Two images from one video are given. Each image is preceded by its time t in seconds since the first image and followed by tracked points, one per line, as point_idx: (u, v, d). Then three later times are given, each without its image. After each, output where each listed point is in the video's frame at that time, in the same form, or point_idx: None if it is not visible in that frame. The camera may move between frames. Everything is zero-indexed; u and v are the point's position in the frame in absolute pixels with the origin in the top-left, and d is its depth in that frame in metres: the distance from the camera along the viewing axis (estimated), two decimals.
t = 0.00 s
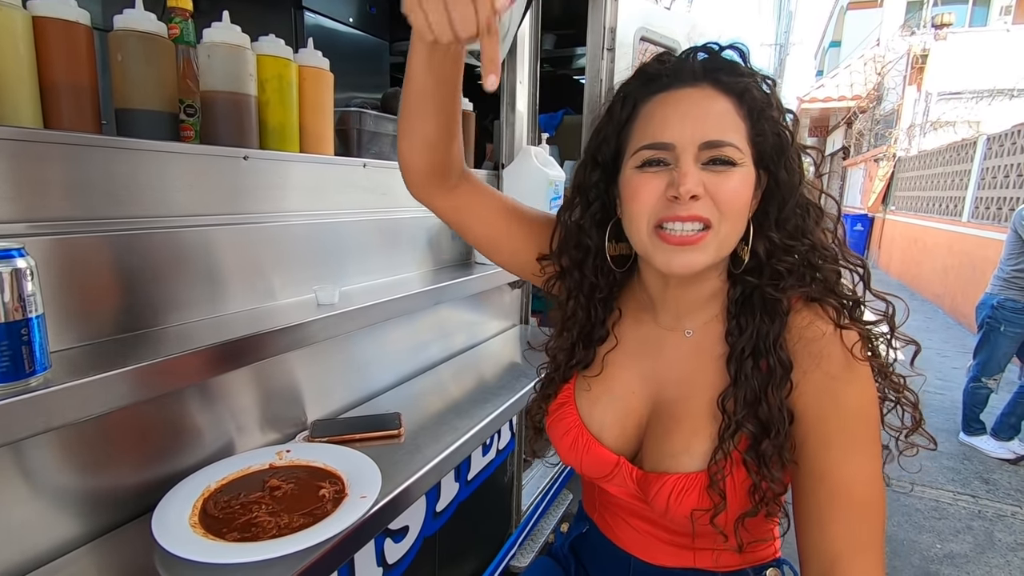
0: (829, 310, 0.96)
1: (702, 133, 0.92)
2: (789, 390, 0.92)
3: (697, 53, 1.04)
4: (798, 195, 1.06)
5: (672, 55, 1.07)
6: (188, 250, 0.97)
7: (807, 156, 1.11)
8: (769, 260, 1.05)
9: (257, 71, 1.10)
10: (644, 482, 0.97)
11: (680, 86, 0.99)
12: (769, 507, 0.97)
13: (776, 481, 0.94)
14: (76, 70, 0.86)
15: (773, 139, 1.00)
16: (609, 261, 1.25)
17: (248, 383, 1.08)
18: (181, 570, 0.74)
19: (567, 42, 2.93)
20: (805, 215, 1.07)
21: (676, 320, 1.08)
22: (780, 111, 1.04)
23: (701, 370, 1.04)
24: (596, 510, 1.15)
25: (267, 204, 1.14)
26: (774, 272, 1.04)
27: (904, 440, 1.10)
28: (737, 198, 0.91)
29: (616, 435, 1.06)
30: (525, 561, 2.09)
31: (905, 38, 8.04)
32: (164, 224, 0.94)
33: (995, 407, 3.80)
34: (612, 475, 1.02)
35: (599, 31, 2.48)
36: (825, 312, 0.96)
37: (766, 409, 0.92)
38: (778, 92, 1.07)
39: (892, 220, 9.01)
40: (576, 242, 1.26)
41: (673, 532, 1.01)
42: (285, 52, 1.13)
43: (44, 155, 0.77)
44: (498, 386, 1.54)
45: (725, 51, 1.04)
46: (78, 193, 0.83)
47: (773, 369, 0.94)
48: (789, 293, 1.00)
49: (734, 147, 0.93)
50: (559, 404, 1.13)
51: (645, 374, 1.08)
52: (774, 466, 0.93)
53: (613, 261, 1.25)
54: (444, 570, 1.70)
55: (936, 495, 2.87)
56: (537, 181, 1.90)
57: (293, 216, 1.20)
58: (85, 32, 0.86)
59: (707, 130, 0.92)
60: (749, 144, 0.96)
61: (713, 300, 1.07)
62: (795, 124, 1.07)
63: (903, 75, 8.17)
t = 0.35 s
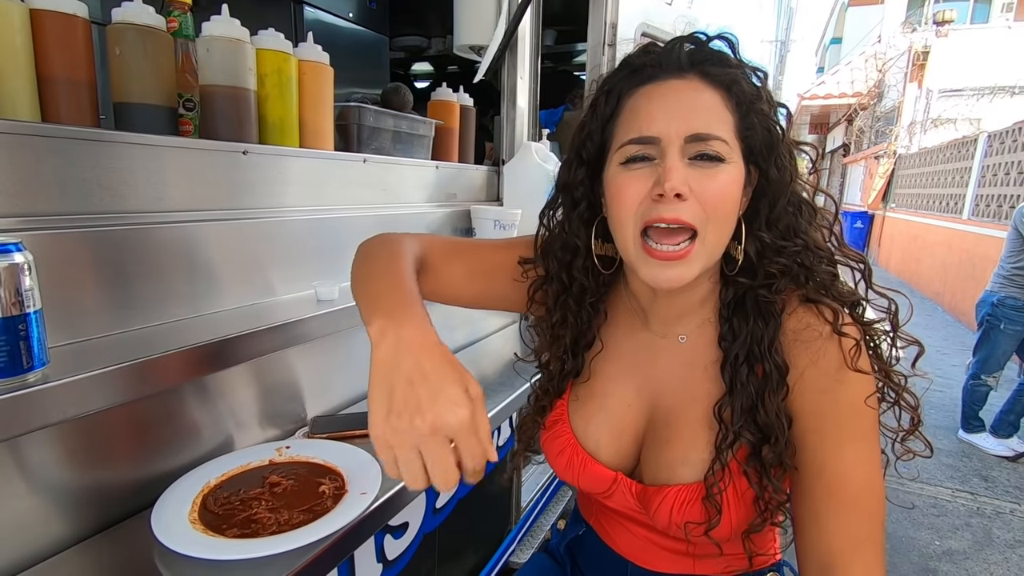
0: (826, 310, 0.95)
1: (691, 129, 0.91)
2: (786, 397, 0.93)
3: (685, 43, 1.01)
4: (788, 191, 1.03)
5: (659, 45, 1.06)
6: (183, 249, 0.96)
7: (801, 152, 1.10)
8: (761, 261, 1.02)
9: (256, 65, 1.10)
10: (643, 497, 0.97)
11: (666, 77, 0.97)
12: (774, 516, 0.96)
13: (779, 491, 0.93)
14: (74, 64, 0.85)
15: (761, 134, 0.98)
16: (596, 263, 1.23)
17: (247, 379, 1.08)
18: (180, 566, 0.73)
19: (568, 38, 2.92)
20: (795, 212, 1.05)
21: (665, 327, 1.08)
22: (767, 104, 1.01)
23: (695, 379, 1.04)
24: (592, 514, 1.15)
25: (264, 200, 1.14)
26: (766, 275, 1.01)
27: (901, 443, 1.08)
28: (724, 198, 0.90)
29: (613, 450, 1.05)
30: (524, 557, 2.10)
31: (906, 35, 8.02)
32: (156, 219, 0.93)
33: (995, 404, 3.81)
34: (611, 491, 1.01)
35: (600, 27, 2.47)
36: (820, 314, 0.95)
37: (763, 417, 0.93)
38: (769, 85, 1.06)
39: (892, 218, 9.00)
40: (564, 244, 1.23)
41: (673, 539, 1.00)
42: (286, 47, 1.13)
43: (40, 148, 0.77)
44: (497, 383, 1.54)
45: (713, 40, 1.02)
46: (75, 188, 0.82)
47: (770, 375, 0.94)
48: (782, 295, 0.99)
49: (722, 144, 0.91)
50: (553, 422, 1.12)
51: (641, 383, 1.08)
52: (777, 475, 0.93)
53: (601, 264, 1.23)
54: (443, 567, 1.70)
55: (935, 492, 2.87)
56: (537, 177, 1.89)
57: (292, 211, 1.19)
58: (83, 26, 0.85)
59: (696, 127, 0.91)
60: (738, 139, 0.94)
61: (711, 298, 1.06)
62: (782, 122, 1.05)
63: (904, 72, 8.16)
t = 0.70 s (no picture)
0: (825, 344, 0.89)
1: (639, 149, 0.88)
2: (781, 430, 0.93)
3: (651, 48, 0.99)
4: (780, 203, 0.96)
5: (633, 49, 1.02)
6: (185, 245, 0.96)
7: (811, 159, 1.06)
8: (752, 285, 0.98)
9: (259, 62, 1.09)
10: (641, 494, 0.97)
11: (635, 90, 0.93)
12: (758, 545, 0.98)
13: (763, 526, 0.94)
14: (78, 60, 0.85)
15: (738, 144, 0.90)
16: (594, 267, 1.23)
17: (251, 376, 1.08)
18: (184, 562, 0.73)
19: (572, 34, 2.92)
20: (793, 232, 0.98)
21: (665, 330, 1.08)
22: (751, 114, 0.94)
23: (694, 382, 1.03)
24: (598, 508, 1.15)
25: (267, 197, 1.13)
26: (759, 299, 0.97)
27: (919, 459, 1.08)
28: (679, 214, 0.85)
29: (614, 445, 1.05)
30: (527, 554, 2.11)
31: (912, 32, 7.97)
32: (157, 216, 0.93)
33: (999, 403, 3.79)
34: (611, 485, 1.01)
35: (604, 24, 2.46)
36: (817, 346, 0.90)
37: (755, 448, 0.93)
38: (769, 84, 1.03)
39: (896, 215, 8.96)
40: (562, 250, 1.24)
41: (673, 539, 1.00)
42: (289, 42, 1.12)
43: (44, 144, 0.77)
44: (501, 380, 1.54)
45: (686, 42, 0.98)
46: (79, 183, 0.82)
47: (764, 408, 0.93)
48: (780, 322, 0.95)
49: (675, 159, 0.86)
50: (556, 413, 1.12)
51: (642, 382, 1.08)
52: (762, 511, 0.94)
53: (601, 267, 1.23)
54: (446, 563, 1.71)
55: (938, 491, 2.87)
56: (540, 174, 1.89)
57: (295, 209, 1.19)
58: (86, 21, 0.85)
59: (645, 146, 0.87)
60: (705, 151, 0.88)
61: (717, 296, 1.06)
62: (774, 128, 0.96)
63: (909, 69, 8.11)
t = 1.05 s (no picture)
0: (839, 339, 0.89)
1: (676, 136, 0.89)
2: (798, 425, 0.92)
3: (689, 41, 0.98)
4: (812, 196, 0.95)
5: (671, 42, 1.02)
6: (187, 242, 0.95)
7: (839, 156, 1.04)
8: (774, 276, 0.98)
9: (261, 57, 1.09)
10: (653, 488, 0.97)
11: (670, 80, 0.94)
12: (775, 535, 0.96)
13: (780, 517, 0.93)
14: (79, 56, 0.85)
15: (773, 137, 0.91)
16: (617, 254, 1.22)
17: (253, 373, 1.07)
18: (184, 560, 0.73)
19: (576, 31, 2.90)
20: (819, 224, 0.97)
21: (686, 323, 1.07)
22: (786, 108, 0.95)
23: (712, 376, 1.03)
24: (605, 504, 1.14)
25: (269, 194, 1.13)
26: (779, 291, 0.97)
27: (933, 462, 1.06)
28: (711, 202, 0.87)
29: (627, 441, 1.05)
30: (530, 552, 2.11)
31: (919, 29, 7.90)
32: (158, 212, 0.92)
33: (1006, 403, 3.76)
34: (623, 480, 1.01)
35: (608, 20, 2.44)
36: (833, 340, 0.90)
37: (770, 441, 0.92)
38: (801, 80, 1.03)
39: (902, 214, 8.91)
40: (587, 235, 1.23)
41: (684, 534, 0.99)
42: (290, 38, 1.12)
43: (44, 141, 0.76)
44: (504, 378, 1.53)
45: (723, 36, 0.98)
46: (80, 180, 0.82)
47: (782, 402, 0.92)
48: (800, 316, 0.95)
49: (711, 149, 0.87)
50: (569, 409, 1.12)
51: (657, 377, 1.07)
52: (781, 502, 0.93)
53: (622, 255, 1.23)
54: (449, 561, 1.71)
55: (944, 491, 2.85)
56: (544, 172, 1.88)
57: (298, 205, 1.19)
58: (87, 17, 0.85)
59: (682, 134, 0.88)
60: (739, 143, 0.89)
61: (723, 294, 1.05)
62: (807, 123, 0.97)
63: (917, 66, 8.04)
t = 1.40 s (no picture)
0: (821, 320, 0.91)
1: (701, 133, 0.87)
2: (784, 404, 0.91)
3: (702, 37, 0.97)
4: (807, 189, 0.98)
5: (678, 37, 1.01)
6: (186, 241, 0.95)
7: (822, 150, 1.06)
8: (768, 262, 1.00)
9: (259, 55, 1.08)
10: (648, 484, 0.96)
11: (682, 74, 0.93)
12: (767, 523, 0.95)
13: (770, 495, 0.91)
14: (76, 55, 0.85)
15: (779, 134, 0.93)
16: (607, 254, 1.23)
17: (252, 372, 1.07)
18: (182, 560, 0.73)
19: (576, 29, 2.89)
20: (813, 212, 1.00)
21: (679, 319, 1.06)
22: (791, 103, 0.97)
23: (705, 369, 1.03)
24: (601, 503, 1.14)
25: (268, 193, 1.13)
26: (773, 276, 0.99)
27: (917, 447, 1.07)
28: (734, 199, 0.86)
29: (621, 439, 1.04)
30: (530, 551, 2.11)
31: (922, 26, 7.86)
32: (157, 210, 0.92)
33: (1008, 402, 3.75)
34: (617, 479, 1.00)
35: (609, 18, 2.43)
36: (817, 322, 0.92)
37: (757, 423, 0.91)
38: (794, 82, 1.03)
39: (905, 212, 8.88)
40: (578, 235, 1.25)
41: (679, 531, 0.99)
42: (288, 36, 1.11)
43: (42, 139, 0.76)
44: (504, 377, 1.53)
45: (733, 34, 0.98)
46: (78, 178, 0.82)
47: (769, 380, 0.92)
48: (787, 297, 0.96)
49: (735, 145, 0.87)
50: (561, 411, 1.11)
51: (649, 374, 1.07)
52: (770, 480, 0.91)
53: (613, 255, 1.23)
54: (449, 560, 1.70)
55: (946, 490, 2.84)
56: (545, 170, 1.88)
57: (297, 204, 1.19)
58: (84, 14, 0.85)
59: (706, 130, 0.87)
60: (753, 139, 0.90)
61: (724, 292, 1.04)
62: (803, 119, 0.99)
63: (920, 63, 8.00)
